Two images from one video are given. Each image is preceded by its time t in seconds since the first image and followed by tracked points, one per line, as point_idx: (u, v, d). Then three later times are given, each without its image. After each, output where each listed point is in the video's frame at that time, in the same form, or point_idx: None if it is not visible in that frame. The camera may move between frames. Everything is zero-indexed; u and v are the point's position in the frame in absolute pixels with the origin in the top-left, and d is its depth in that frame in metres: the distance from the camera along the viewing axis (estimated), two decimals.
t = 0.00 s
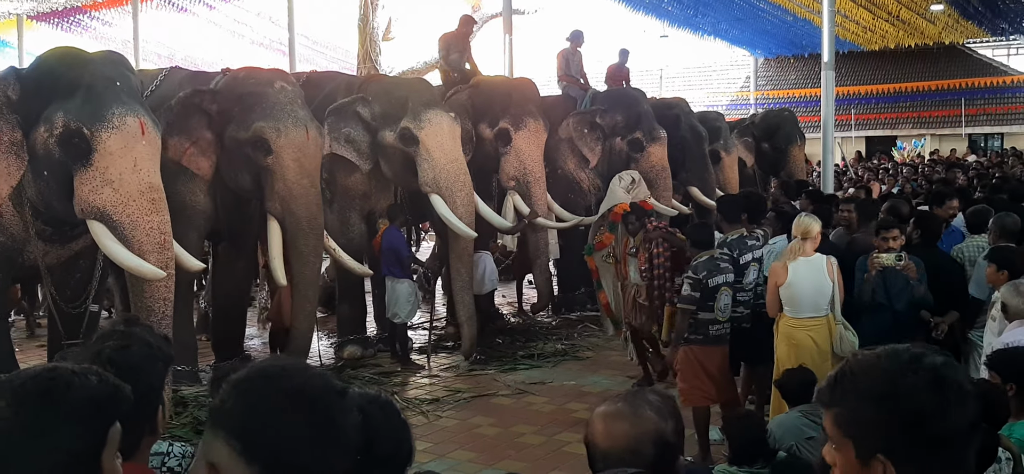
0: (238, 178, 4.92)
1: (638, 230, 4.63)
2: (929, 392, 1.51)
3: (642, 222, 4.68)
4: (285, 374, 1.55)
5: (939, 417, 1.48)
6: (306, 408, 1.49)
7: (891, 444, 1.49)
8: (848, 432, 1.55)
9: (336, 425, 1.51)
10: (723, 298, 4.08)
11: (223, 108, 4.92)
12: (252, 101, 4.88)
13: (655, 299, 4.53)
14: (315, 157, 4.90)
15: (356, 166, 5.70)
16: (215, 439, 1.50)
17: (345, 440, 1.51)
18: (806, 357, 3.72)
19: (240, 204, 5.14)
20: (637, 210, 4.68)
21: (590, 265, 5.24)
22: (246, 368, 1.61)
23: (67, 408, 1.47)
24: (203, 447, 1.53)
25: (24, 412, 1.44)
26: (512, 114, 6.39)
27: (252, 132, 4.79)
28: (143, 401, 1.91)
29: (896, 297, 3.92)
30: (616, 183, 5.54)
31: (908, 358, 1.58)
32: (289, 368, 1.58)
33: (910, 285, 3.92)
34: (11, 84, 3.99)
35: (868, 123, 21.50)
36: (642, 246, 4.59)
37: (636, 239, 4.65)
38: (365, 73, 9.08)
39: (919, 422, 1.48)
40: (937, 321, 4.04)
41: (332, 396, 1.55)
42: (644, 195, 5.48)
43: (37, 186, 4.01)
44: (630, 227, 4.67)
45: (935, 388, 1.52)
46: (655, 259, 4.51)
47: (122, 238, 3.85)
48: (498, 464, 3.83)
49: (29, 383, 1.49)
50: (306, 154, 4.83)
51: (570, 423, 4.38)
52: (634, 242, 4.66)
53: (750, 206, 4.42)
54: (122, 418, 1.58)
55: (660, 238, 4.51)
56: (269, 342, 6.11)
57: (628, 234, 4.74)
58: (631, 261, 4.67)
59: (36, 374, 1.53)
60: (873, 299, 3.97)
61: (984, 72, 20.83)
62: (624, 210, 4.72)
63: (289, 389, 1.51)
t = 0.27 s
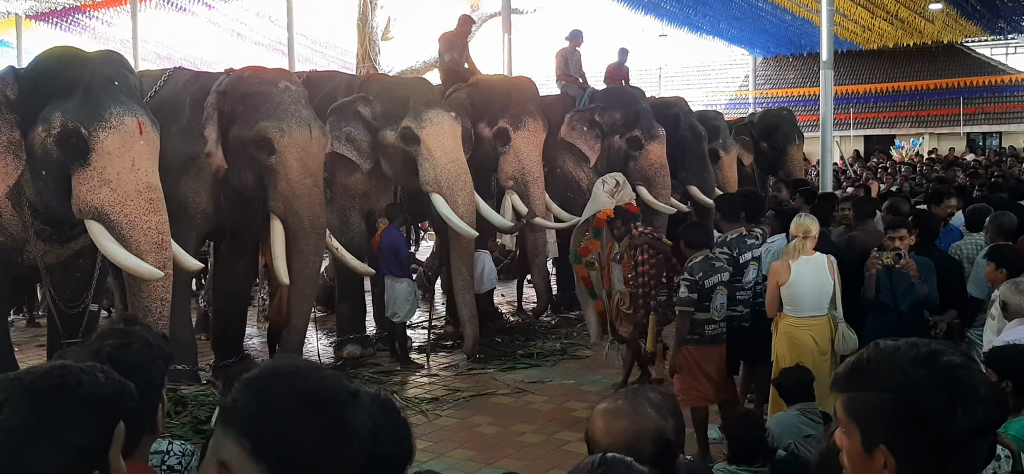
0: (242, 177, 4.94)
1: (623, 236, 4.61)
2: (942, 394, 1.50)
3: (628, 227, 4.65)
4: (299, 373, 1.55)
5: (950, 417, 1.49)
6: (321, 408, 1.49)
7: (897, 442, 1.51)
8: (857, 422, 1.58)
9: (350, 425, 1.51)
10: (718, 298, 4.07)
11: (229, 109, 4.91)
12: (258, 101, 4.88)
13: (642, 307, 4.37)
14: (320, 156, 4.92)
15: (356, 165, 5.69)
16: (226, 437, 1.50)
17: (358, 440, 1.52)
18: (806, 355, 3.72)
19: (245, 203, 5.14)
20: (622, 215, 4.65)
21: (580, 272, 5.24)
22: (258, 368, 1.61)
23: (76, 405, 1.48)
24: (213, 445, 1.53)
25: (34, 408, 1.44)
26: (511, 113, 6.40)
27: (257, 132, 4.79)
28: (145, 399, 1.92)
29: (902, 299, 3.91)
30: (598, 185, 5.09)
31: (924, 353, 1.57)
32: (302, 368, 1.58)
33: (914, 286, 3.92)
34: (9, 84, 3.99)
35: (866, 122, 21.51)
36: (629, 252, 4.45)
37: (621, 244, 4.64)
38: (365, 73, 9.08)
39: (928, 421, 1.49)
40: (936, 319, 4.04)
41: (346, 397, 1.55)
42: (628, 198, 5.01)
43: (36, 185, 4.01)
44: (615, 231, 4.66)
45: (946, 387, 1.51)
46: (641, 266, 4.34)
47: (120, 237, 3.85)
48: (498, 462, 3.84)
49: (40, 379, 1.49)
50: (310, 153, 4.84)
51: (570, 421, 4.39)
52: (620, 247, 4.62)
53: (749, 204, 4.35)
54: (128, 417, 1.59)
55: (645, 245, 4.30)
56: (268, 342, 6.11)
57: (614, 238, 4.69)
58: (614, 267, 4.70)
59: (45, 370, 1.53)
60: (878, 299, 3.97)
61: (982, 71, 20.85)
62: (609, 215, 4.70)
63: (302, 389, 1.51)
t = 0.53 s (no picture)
0: (240, 177, 4.91)
1: (605, 234, 4.52)
2: (945, 390, 1.50)
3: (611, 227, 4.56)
4: (300, 371, 1.55)
5: (954, 413, 1.49)
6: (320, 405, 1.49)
7: (896, 433, 1.52)
8: (860, 414, 1.58)
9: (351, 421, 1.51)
10: (716, 297, 4.08)
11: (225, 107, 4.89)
12: (255, 101, 4.85)
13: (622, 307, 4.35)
14: (316, 155, 4.87)
15: (356, 163, 5.67)
16: (226, 434, 1.50)
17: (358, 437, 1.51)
18: (807, 352, 3.72)
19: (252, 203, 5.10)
20: (604, 213, 4.57)
21: (562, 271, 5.34)
22: (258, 365, 1.61)
23: (76, 403, 1.48)
24: (213, 442, 1.53)
25: (34, 406, 1.44)
26: (511, 111, 6.39)
27: (253, 132, 4.77)
28: (143, 398, 1.92)
29: (904, 298, 3.92)
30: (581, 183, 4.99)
31: (929, 345, 1.57)
32: (302, 365, 1.57)
33: (916, 285, 3.93)
34: (7, 82, 3.98)
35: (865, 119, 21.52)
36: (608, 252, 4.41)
37: (603, 244, 4.52)
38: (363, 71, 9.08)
39: (930, 416, 1.49)
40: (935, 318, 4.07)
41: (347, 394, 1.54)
42: (612, 196, 4.89)
43: (35, 184, 4.01)
44: (597, 231, 4.56)
45: (949, 381, 1.51)
46: (621, 266, 4.30)
47: (118, 237, 3.84)
48: (498, 461, 3.84)
49: (41, 377, 1.49)
50: (306, 153, 4.80)
51: (570, 420, 4.39)
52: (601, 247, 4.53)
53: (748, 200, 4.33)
54: (127, 414, 1.59)
55: (626, 244, 4.29)
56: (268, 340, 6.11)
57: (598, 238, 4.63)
58: (597, 267, 4.53)
59: (45, 368, 1.53)
60: (881, 298, 3.97)
61: (981, 69, 20.85)
62: (590, 215, 4.64)
63: (302, 387, 1.51)
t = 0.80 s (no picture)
0: (232, 173, 4.89)
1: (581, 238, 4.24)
2: (933, 384, 1.49)
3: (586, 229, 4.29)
4: (289, 367, 1.55)
5: (943, 408, 1.47)
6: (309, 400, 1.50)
7: (884, 425, 1.52)
8: (858, 405, 1.59)
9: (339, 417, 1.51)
10: (715, 294, 4.08)
11: (215, 102, 4.89)
12: (246, 97, 4.84)
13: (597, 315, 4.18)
14: (307, 154, 4.78)
15: (354, 161, 5.64)
16: (216, 430, 1.49)
17: (347, 433, 1.51)
18: (806, 351, 3.72)
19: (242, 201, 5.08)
20: (580, 215, 4.28)
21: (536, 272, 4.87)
22: (249, 362, 1.62)
23: (70, 399, 1.48)
24: (204, 439, 1.52)
25: (28, 402, 1.44)
26: (508, 110, 6.39)
27: (242, 129, 4.75)
28: (138, 395, 1.92)
29: (901, 295, 3.93)
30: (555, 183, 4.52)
31: (923, 340, 1.56)
32: (292, 362, 1.58)
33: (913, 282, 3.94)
34: (3, 80, 3.98)
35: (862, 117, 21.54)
36: (583, 257, 4.20)
37: (578, 248, 4.26)
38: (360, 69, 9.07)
39: (916, 409, 1.49)
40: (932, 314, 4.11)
41: (335, 389, 1.54)
42: (589, 197, 4.44)
43: (31, 182, 4.01)
44: (572, 234, 4.28)
45: (937, 375, 1.50)
46: (595, 271, 4.11)
47: (114, 235, 3.84)
48: (496, 458, 3.84)
49: (36, 375, 1.49)
50: (296, 150, 4.73)
51: (567, 417, 4.39)
52: (575, 251, 4.29)
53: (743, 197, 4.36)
54: (121, 411, 1.59)
55: (599, 248, 4.10)
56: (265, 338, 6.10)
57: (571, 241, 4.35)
58: (572, 272, 4.28)
59: (38, 366, 1.53)
60: (878, 295, 3.98)
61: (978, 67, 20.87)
62: (564, 218, 4.31)
63: (291, 382, 1.52)
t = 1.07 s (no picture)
0: (219, 170, 4.90)
1: (552, 235, 4.20)
2: (916, 382, 1.50)
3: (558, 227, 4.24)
4: (282, 361, 1.56)
5: (926, 406, 1.47)
6: (301, 395, 1.50)
7: (868, 420, 1.53)
8: (847, 400, 1.59)
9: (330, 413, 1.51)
10: (713, 291, 4.09)
11: (200, 97, 4.90)
12: (230, 93, 4.85)
13: (564, 313, 4.14)
14: (292, 149, 4.79)
15: (351, 158, 5.63)
16: (209, 425, 1.49)
17: (339, 428, 1.52)
18: (798, 349, 3.74)
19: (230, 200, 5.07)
20: (553, 210, 4.23)
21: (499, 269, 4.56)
22: (242, 357, 1.62)
23: (62, 396, 1.48)
24: (197, 433, 1.53)
25: (21, 399, 1.44)
26: (504, 107, 6.39)
27: (226, 125, 4.76)
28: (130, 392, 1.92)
29: (893, 292, 3.94)
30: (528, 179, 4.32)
31: (912, 337, 1.56)
32: (284, 357, 1.58)
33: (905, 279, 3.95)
34: None
35: (859, 115, 21.56)
36: (553, 254, 4.16)
37: (550, 244, 4.21)
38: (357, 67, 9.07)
39: (900, 405, 1.49)
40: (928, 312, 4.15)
41: (326, 386, 1.55)
42: (563, 194, 4.29)
43: (26, 180, 4.00)
44: (544, 229, 4.24)
45: (920, 373, 1.50)
46: (567, 269, 4.10)
47: (110, 234, 3.84)
48: (492, 456, 3.85)
49: (28, 372, 1.49)
50: (280, 145, 4.75)
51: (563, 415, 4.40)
52: (546, 248, 4.23)
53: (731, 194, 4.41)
54: (114, 407, 1.59)
55: (573, 246, 4.08)
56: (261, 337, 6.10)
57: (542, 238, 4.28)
58: (542, 269, 4.24)
59: (31, 362, 1.53)
60: (869, 292, 3.99)
61: (973, 64, 20.90)
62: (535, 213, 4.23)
63: (283, 377, 1.52)
